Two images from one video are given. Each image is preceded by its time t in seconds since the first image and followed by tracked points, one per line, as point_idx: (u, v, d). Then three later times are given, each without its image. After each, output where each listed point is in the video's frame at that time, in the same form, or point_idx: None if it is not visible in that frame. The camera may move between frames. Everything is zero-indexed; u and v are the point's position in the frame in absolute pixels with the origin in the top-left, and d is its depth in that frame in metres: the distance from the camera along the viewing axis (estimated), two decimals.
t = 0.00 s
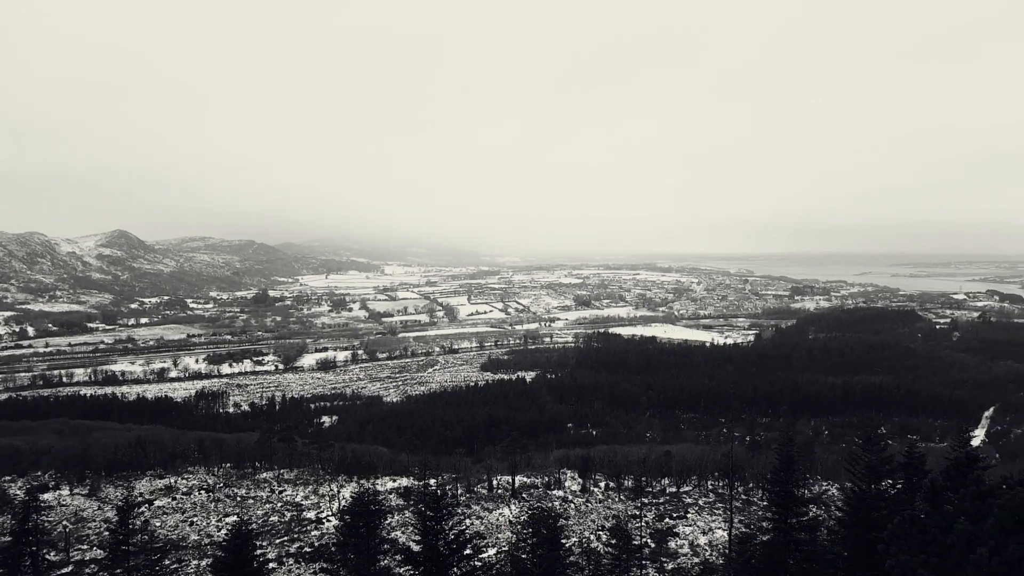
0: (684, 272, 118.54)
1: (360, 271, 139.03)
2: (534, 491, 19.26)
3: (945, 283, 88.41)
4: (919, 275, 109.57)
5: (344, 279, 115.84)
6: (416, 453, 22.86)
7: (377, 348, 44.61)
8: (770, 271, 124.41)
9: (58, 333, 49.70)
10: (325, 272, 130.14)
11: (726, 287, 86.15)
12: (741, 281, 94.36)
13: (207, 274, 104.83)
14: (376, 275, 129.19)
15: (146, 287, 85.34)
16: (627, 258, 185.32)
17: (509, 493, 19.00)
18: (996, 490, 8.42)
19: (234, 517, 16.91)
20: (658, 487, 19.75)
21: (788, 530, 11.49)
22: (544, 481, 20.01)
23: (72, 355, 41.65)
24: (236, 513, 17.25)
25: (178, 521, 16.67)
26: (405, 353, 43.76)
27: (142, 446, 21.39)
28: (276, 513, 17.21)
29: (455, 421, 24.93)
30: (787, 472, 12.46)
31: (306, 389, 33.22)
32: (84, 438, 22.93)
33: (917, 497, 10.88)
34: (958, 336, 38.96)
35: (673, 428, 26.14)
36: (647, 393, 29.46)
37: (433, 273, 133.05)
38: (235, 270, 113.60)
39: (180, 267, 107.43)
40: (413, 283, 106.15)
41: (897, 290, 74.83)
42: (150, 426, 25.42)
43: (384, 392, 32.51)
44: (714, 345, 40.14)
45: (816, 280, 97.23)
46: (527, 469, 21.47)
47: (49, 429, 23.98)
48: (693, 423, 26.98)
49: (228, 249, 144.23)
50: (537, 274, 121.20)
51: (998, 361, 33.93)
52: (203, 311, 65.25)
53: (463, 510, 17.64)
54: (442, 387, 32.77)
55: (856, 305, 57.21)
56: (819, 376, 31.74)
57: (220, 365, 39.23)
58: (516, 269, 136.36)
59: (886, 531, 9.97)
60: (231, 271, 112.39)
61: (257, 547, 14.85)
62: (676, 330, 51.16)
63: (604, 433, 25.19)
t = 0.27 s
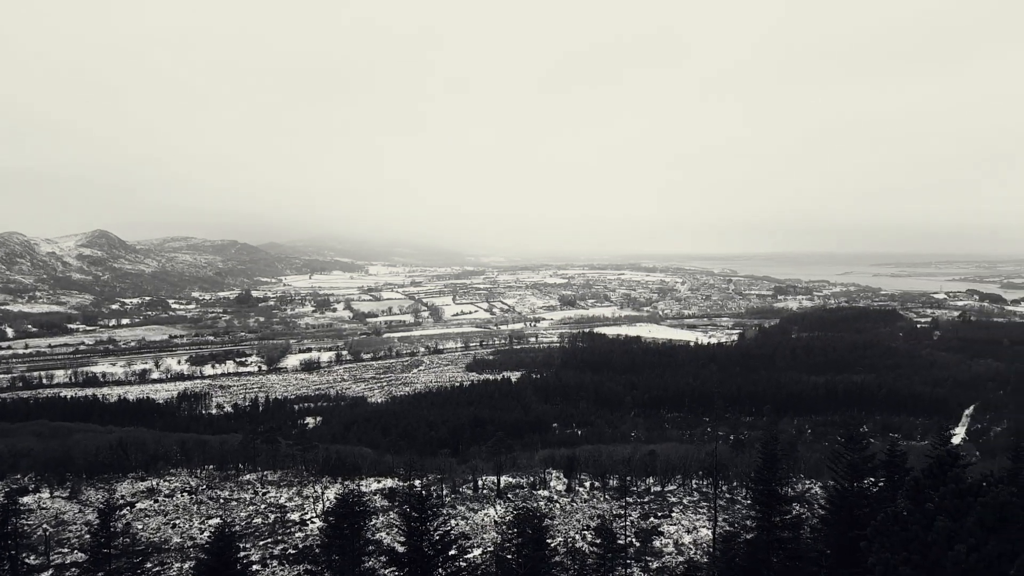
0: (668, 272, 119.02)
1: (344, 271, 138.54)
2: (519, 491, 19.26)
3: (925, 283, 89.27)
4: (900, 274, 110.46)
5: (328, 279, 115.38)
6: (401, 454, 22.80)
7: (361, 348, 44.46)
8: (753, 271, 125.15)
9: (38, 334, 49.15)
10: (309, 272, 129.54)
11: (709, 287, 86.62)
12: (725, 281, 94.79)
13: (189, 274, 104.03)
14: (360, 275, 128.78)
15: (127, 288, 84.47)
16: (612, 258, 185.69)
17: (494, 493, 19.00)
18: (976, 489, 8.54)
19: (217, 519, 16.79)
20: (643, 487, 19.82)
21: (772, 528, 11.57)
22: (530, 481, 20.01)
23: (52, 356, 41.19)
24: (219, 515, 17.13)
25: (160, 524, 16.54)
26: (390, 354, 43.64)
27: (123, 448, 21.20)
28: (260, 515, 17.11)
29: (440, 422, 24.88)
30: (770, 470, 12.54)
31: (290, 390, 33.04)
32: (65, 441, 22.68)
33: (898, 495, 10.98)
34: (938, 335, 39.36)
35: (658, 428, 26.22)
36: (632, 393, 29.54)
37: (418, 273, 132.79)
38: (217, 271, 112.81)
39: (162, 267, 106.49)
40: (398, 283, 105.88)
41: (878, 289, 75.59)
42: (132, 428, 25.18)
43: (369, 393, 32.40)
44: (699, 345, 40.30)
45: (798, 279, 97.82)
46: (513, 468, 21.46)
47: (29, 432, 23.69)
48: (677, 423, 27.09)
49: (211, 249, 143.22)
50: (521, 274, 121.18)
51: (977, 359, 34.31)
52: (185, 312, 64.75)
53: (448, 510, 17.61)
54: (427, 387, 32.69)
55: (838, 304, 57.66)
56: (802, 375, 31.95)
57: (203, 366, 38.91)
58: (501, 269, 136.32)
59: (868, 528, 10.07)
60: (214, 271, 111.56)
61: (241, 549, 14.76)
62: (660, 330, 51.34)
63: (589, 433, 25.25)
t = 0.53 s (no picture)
0: (656, 272, 119.37)
1: (332, 271, 138.15)
2: (508, 491, 19.26)
3: (910, 283, 89.87)
4: (886, 274, 111.18)
5: (315, 279, 115.06)
6: (389, 455, 22.75)
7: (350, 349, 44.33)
8: (741, 271, 125.69)
9: (22, 334, 48.73)
10: (296, 272, 129.13)
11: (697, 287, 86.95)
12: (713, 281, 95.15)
13: (175, 274, 103.44)
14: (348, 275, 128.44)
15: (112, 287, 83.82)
16: (600, 258, 186.03)
17: (482, 493, 18.99)
18: (960, 487, 8.60)
19: (204, 521, 16.69)
20: (631, 486, 19.86)
21: (759, 527, 11.60)
22: (518, 481, 20.01)
23: (37, 356, 40.86)
24: (206, 516, 17.03)
25: (146, 525, 16.42)
26: (378, 354, 43.54)
27: (109, 449, 21.04)
28: (247, 516, 17.02)
29: (428, 422, 24.83)
30: (758, 469, 12.58)
31: (277, 391, 32.90)
32: (49, 442, 22.50)
33: (884, 493, 11.03)
34: (924, 335, 39.65)
35: (646, 427, 26.28)
36: (620, 392, 29.59)
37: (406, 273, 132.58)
38: (204, 270, 112.20)
39: (148, 267, 105.87)
40: (386, 283, 105.66)
41: (864, 289, 76.11)
42: (117, 429, 25.00)
43: (357, 393, 32.31)
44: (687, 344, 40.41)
45: (785, 279, 98.27)
46: (501, 468, 21.45)
47: (13, 433, 23.49)
48: (665, 422, 27.17)
49: (197, 249, 142.45)
50: (510, 274, 121.24)
51: (963, 358, 34.59)
52: (171, 312, 64.38)
53: (437, 511, 17.58)
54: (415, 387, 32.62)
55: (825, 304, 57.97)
56: (788, 374, 32.13)
57: (189, 367, 38.69)
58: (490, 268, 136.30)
59: (854, 526, 10.12)
60: (200, 271, 110.93)
61: (228, 551, 14.68)
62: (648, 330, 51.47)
63: (578, 433, 25.26)
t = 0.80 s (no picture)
0: (641, 271, 119.65)
1: (316, 271, 137.55)
2: (494, 491, 19.24)
3: (892, 282, 90.52)
4: (868, 274, 111.85)
5: (300, 279, 114.54)
6: (375, 455, 22.67)
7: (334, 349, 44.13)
8: (725, 271, 126.23)
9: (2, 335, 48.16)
10: (281, 272, 128.43)
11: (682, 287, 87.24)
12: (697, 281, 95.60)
13: (158, 274, 102.61)
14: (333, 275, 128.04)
15: (94, 288, 83.10)
16: (585, 258, 186.22)
17: (468, 493, 18.96)
18: (940, 485, 8.68)
19: (187, 523, 16.56)
20: (616, 485, 19.90)
21: (744, 525, 11.64)
22: (504, 481, 20.00)
23: (17, 357, 40.39)
24: (189, 518, 16.91)
25: (129, 528, 16.27)
26: (363, 354, 43.37)
27: (90, 451, 20.83)
28: (231, 518, 16.91)
29: (413, 422, 24.76)
30: (742, 468, 12.63)
31: (261, 391, 32.71)
32: (29, 444, 22.27)
33: (867, 491, 11.12)
34: (906, 334, 39.97)
35: (631, 427, 26.34)
36: (605, 392, 29.64)
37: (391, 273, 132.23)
38: (187, 270, 111.37)
39: (130, 267, 104.97)
40: (370, 283, 105.31)
41: (847, 289, 76.58)
42: (99, 431, 24.76)
43: (341, 394, 32.17)
44: (671, 344, 40.51)
45: (769, 279, 98.63)
46: (487, 469, 21.43)
47: None
48: (650, 421, 27.25)
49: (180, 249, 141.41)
50: (495, 274, 121.20)
51: (944, 357, 34.91)
52: (153, 312, 63.85)
53: (422, 511, 17.54)
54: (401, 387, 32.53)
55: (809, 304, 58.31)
56: (772, 373, 32.30)
57: (172, 368, 38.41)
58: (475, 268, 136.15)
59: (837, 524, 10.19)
60: (183, 271, 110.18)
61: (211, 553, 14.57)
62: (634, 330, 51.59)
63: (563, 432, 25.28)
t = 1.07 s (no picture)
0: (628, 271, 120.00)
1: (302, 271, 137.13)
2: (480, 491, 19.23)
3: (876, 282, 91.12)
4: (852, 273, 112.55)
5: (285, 279, 114.17)
6: (361, 456, 22.60)
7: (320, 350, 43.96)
8: (711, 271, 126.71)
9: None
10: (266, 273, 127.81)
11: (668, 286, 87.55)
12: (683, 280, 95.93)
13: (142, 275, 101.87)
14: (319, 275, 127.62)
15: (77, 289, 82.45)
16: (572, 257, 186.47)
17: (455, 494, 18.95)
18: (922, 483, 8.75)
19: (171, 525, 16.44)
20: (603, 484, 19.94)
21: (730, 524, 11.67)
22: (491, 481, 19.99)
23: None
24: (173, 521, 16.78)
25: (112, 531, 16.14)
26: (349, 355, 43.24)
27: (74, 454, 20.65)
28: (215, 520, 16.80)
29: (400, 423, 24.70)
30: (728, 467, 12.69)
31: (246, 393, 32.53)
32: (11, 447, 22.04)
33: (852, 489, 11.19)
34: (890, 333, 40.29)
35: (618, 426, 26.39)
36: (592, 391, 29.70)
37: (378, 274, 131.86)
38: (172, 271, 110.66)
39: (113, 267, 104.22)
40: (357, 284, 105.04)
41: (832, 288, 77.01)
42: (82, 433, 24.55)
43: (328, 395, 32.04)
44: (658, 343, 40.65)
45: (755, 278, 98.91)
46: (473, 469, 21.40)
47: None
48: (637, 421, 27.32)
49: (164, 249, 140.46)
50: (482, 274, 121.14)
51: (927, 356, 35.19)
52: (137, 313, 63.39)
53: (409, 512, 17.51)
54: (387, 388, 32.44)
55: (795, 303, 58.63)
56: (758, 372, 32.48)
57: (156, 369, 38.14)
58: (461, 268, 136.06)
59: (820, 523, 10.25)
60: (168, 271, 109.47)
61: (196, 555, 14.48)
62: (620, 329, 51.73)
63: (550, 432, 25.30)
